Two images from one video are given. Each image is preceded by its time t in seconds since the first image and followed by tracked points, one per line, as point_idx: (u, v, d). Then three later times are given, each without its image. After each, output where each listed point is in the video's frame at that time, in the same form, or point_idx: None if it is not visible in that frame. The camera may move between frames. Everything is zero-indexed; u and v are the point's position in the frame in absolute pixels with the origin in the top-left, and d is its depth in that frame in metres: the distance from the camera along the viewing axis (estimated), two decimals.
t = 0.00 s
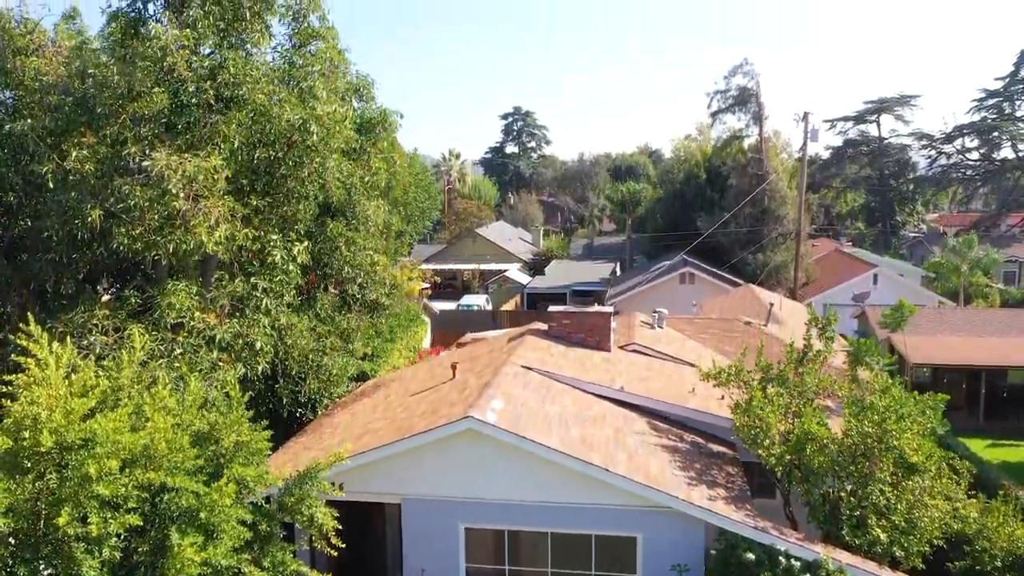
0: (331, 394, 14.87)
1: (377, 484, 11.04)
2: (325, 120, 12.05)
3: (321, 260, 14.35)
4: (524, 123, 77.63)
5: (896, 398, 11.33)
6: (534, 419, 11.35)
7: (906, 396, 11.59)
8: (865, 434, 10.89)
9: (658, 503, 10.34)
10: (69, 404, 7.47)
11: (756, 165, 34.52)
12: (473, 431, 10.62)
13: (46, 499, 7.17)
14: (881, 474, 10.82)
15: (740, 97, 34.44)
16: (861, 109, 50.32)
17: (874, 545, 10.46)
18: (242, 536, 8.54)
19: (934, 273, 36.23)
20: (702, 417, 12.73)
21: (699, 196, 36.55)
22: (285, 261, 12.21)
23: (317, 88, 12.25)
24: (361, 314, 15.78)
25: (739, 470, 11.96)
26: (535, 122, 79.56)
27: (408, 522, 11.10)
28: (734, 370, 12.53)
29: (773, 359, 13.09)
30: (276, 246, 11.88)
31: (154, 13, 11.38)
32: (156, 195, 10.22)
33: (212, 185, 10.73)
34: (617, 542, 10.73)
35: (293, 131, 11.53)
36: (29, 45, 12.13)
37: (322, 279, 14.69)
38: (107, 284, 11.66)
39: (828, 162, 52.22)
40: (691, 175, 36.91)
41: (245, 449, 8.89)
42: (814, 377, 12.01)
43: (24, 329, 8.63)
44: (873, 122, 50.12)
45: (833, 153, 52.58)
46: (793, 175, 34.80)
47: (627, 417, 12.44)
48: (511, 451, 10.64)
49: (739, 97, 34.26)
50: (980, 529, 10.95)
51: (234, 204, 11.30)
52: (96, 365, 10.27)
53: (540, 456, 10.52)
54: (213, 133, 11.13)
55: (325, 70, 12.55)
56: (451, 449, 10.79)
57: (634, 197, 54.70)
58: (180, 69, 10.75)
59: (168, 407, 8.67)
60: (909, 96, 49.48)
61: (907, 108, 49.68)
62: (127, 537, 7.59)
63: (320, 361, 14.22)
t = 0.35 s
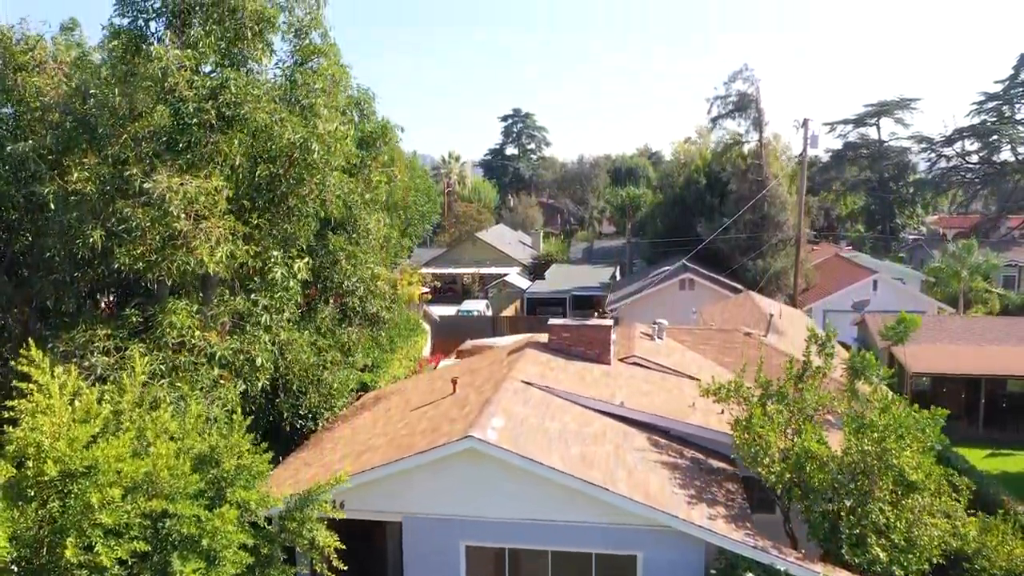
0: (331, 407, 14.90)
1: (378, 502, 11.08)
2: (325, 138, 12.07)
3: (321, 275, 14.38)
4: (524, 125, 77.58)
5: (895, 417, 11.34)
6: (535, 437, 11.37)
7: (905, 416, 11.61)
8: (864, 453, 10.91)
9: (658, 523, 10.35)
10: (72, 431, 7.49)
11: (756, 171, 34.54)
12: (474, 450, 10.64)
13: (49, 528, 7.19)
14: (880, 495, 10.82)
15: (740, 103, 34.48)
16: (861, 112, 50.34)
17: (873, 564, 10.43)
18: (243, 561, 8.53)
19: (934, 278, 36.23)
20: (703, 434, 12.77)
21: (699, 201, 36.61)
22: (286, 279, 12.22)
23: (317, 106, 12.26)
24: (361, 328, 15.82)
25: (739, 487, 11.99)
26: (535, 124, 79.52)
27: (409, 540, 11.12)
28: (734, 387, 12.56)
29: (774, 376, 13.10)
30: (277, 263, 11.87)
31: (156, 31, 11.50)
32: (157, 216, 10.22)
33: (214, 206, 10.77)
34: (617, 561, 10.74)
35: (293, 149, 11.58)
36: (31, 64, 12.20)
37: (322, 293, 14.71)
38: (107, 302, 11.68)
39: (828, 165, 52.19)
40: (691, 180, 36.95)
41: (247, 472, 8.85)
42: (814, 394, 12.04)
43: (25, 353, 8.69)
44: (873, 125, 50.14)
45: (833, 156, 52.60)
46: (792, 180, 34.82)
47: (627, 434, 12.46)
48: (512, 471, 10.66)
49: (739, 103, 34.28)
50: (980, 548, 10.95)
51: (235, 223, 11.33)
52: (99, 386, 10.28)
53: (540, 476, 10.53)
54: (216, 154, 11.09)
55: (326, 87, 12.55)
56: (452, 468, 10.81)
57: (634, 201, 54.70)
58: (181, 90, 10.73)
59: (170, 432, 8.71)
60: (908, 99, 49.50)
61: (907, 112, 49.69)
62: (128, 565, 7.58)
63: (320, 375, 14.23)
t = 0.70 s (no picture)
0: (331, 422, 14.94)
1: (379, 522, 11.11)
2: (326, 158, 12.12)
3: (322, 290, 14.42)
4: (524, 127, 77.53)
5: (895, 437, 11.37)
6: (535, 456, 11.40)
7: (904, 435, 11.64)
8: (864, 475, 10.97)
9: (658, 545, 10.37)
10: (75, 462, 7.53)
11: (756, 177, 34.58)
12: (475, 472, 10.66)
13: (52, 560, 7.21)
14: (878, 517, 10.73)
15: (740, 109, 34.55)
16: (861, 116, 50.39)
17: None
18: None
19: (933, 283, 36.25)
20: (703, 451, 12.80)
21: (699, 206, 36.70)
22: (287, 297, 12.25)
23: (319, 125, 12.31)
24: (361, 343, 15.87)
25: (739, 505, 12.02)
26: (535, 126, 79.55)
27: (410, 560, 11.16)
28: (734, 406, 12.61)
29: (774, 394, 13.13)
30: (278, 281, 11.93)
31: (158, 52, 11.56)
32: (157, 239, 10.25)
33: (216, 229, 10.81)
34: None
35: (294, 170, 11.60)
36: (34, 85, 12.26)
37: (322, 307, 14.76)
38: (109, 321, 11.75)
39: (828, 168, 52.19)
40: (691, 185, 37.05)
41: (249, 497, 8.79)
42: (813, 413, 12.08)
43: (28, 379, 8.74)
44: (873, 128, 50.17)
45: (833, 160, 52.65)
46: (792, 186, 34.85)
47: (627, 452, 12.49)
48: (512, 492, 10.68)
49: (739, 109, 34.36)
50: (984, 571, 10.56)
51: (236, 244, 11.36)
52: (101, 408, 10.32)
53: (541, 498, 10.55)
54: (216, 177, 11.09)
55: (327, 105, 12.60)
56: (453, 489, 10.84)
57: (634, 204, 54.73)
58: (183, 112, 10.81)
59: (172, 458, 8.75)
60: (908, 103, 49.53)
61: (906, 115, 49.72)
62: None
63: (320, 391, 14.26)
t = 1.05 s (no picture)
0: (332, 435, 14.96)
1: (380, 540, 11.13)
2: (327, 176, 12.15)
3: (322, 304, 14.44)
4: (524, 128, 77.50)
5: (895, 456, 11.36)
6: (536, 474, 11.40)
7: (905, 455, 11.63)
8: (862, 493, 10.95)
9: (658, 565, 10.37)
10: (76, 491, 7.55)
11: (756, 183, 34.61)
12: (475, 492, 10.67)
13: None
14: (877, 537, 10.70)
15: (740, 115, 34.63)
16: (861, 119, 50.39)
17: None
18: None
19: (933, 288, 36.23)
20: (703, 467, 12.85)
21: (698, 211, 36.94)
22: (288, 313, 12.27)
23: (318, 143, 12.33)
24: (361, 355, 15.90)
25: (739, 522, 12.04)
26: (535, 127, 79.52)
27: None
28: (734, 423, 12.62)
29: (773, 411, 13.13)
30: (278, 298, 11.96)
31: (159, 70, 11.52)
32: (157, 261, 10.24)
33: (217, 251, 10.81)
34: None
35: (294, 188, 11.62)
36: (35, 101, 12.28)
37: (323, 321, 14.78)
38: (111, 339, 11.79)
39: (828, 171, 52.17)
40: (691, 190, 37.22)
41: (249, 521, 8.80)
42: (813, 431, 12.09)
43: (31, 404, 8.76)
44: (873, 131, 50.16)
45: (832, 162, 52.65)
46: (792, 191, 34.86)
47: (627, 469, 12.50)
48: (512, 512, 10.69)
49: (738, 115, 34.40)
50: None
51: (237, 263, 11.44)
52: (101, 429, 10.32)
53: (541, 517, 10.56)
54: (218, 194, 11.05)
55: (327, 123, 12.63)
56: (454, 508, 10.86)
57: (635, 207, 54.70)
58: (183, 133, 10.80)
59: (174, 481, 8.74)
60: (907, 106, 49.53)
61: (906, 118, 49.71)
62: None
63: (321, 405, 14.29)
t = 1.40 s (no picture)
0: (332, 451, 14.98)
1: (379, 562, 11.13)
2: (327, 196, 12.16)
3: (323, 320, 14.46)
4: (524, 130, 77.46)
5: (894, 475, 11.39)
6: (535, 494, 11.39)
7: (904, 474, 11.65)
8: (862, 514, 10.95)
9: None
10: (76, 522, 7.55)
11: (755, 189, 34.63)
12: (475, 514, 10.67)
13: None
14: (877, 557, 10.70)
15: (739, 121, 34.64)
16: (861, 122, 50.38)
17: None
18: None
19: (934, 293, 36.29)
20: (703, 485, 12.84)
21: (698, 216, 36.96)
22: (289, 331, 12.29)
23: (318, 163, 12.34)
24: (361, 370, 15.92)
25: (738, 541, 12.04)
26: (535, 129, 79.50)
27: None
28: (733, 441, 12.61)
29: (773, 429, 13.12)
30: (278, 317, 11.97)
31: (159, 90, 11.53)
32: (157, 284, 10.25)
33: (216, 272, 10.80)
34: None
35: (294, 209, 11.63)
36: (35, 118, 12.28)
37: (323, 336, 14.79)
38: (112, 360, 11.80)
39: (827, 174, 52.19)
40: (691, 195, 37.23)
41: (250, 548, 8.79)
42: (812, 449, 12.10)
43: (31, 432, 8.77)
44: (872, 135, 50.17)
45: (832, 166, 52.66)
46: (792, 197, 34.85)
47: (627, 487, 12.50)
48: (512, 533, 10.69)
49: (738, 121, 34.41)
50: None
51: (237, 285, 11.47)
52: (101, 452, 10.32)
53: (541, 540, 10.56)
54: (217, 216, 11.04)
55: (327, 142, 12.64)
56: (453, 530, 10.86)
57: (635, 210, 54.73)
58: (183, 154, 10.81)
59: (173, 508, 8.73)
60: (907, 109, 49.53)
61: (906, 122, 49.72)
62: None
63: (321, 422, 14.32)
